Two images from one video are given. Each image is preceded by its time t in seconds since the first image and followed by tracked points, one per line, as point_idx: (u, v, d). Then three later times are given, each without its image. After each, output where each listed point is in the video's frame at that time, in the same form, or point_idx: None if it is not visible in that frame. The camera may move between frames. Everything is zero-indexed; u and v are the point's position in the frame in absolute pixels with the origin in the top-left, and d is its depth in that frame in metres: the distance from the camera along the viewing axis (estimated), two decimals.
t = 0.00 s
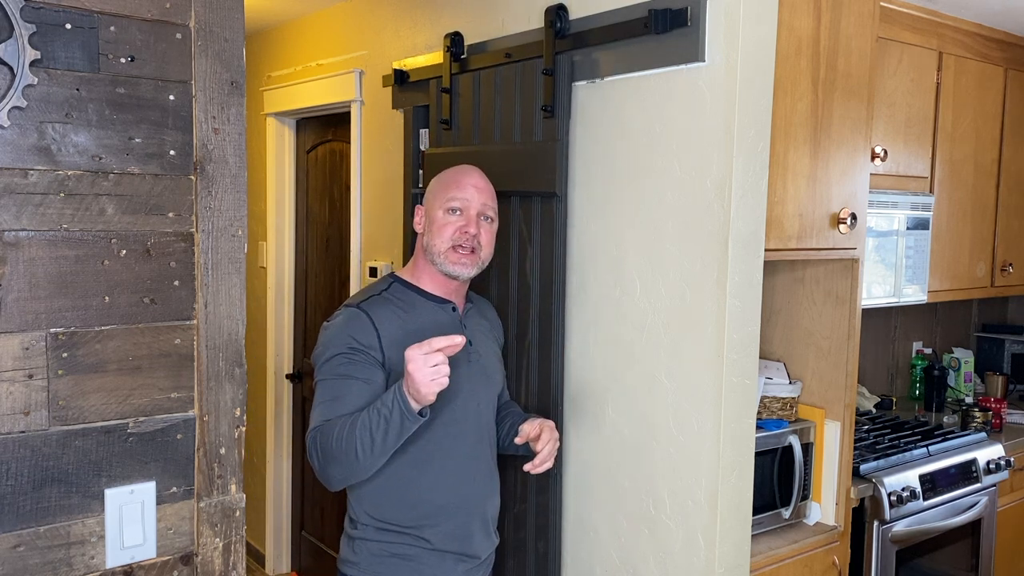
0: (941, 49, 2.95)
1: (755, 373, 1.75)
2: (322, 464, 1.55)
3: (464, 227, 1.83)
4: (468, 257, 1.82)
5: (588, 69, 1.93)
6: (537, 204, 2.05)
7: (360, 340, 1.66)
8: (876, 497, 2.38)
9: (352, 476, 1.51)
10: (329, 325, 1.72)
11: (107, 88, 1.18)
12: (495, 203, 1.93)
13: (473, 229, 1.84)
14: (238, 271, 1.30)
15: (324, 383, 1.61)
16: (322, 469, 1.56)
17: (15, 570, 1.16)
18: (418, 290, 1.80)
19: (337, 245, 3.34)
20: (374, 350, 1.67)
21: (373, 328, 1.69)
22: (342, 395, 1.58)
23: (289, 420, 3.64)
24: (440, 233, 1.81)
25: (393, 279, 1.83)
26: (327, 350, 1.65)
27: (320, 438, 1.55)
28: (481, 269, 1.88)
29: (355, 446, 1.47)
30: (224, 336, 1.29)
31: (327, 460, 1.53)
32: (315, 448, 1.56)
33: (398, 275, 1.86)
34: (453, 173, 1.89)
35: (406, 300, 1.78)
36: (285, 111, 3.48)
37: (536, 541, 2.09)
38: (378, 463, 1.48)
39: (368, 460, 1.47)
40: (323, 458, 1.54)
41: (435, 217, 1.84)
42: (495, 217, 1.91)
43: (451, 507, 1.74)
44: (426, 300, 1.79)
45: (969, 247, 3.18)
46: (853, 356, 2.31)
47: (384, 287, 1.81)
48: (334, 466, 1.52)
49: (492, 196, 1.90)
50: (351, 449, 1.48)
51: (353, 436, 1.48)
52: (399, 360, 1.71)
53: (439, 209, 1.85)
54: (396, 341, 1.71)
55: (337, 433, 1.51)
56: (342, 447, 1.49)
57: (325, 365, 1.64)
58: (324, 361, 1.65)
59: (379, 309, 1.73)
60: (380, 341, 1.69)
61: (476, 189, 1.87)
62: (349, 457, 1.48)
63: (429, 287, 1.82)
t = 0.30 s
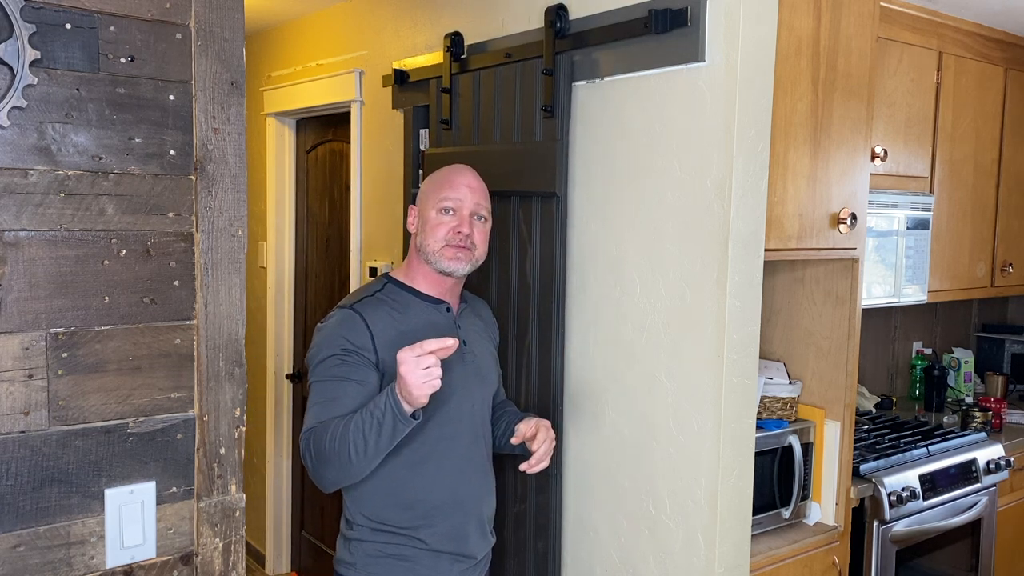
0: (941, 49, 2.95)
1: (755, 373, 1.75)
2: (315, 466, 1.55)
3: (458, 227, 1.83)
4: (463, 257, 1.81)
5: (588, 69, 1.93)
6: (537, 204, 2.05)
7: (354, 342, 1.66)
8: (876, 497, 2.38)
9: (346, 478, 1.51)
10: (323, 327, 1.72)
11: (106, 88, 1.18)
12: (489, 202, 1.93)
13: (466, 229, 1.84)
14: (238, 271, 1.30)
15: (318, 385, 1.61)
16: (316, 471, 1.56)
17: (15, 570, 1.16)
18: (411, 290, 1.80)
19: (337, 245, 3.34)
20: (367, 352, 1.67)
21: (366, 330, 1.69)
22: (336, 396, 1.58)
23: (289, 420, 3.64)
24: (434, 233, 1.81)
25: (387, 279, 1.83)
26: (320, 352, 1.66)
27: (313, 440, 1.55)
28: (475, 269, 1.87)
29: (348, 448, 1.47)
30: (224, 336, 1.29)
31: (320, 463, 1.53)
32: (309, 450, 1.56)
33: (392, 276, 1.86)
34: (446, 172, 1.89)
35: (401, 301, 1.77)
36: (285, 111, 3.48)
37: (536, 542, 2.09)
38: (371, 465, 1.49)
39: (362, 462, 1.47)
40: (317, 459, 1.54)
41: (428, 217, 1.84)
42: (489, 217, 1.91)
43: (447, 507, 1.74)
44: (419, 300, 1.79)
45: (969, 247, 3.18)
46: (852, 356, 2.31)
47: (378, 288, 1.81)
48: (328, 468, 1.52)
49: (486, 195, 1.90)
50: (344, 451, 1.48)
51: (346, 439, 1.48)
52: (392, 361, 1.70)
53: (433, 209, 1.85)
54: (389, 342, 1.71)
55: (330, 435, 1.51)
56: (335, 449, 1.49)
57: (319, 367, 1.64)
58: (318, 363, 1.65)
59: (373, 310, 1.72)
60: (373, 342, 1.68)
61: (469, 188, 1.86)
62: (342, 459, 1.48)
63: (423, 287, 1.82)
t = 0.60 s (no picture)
0: (941, 49, 2.95)
1: (755, 373, 1.75)
2: (313, 468, 1.55)
3: (456, 227, 1.83)
4: (461, 258, 1.81)
5: (588, 69, 1.93)
6: (537, 204, 2.05)
7: (351, 343, 1.66)
8: (876, 497, 2.38)
9: (343, 479, 1.51)
10: (320, 328, 1.72)
11: (106, 88, 1.18)
12: (486, 202, 1.93)
13: (464, 229, 1.84)
14: (238, 271, 1.30)
15: (315, 386, 1.61)
16: (314, 472, 1.56)
17: (15, 570, 1.16)
18: (409, 290, 1.79)
19: (337, 245, 3.34)
20: (365, 353, 1.67)
21: (364, 330, 1.69)
22: (334, 398, 1.58)
23: (289, 420, 3.64)
24: (432, 234, 1.81)
25: (385, 280, 1.82)
26: (318, 353, 1.66)
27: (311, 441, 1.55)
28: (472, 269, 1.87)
29: (345, 449, 1.47)
30: (224, 336, 1.29)
31: (318, 464, 1.53)
32: (306, 451, 1.56)
33: (389, 276, 1.86)
34: (442, 173, 1.89)
35: (399, 301, 1.77)
36: (285, 111, 3.48)
37: (536, 542, 2.09)
38: (368, 467, 1.49)
39: (360, 463, 1.47)
40: (314, 460, 1.54)
41: (426, 218, 1.84)
42: (486, 217, 1.91)
43: (447, 507, 1.74)
44: (416, 300, 1.79)
45: (969, 247, 3.18)
46: (853, 356, 2.31)
47: (375, 288, 1.81)
48: (325, 470, 1.52)
49: (483, 195, 1.90)
50: (342, 453, 1.48)
51: (343, 440, 1.48)
52: (390, 362, 1.70)
53: (431, 210, 1.84)
54: (387, 342, 1.71)
55: (328, 437, 1.51)
56: (333, 451, 1.49)
57: (317, 368, 1.64)
58: (316, 364, 1.65)
59: (370, 311, 1.72)
60: (371, 343, 1.68)
61: (467, 188, 1.87)
62: (340, 461, 1.48)
63: (420, 287, 1.81)
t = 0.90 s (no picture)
0: (941, 49, 2.95)
1: (755, 373, 1.75)
2: (314, 469, 1.55)
3: (455, 227, 1.83)
4: (461, 258, 1.81)
5: (589, 70, 1.94)
6: (537, 204, 2.04)
7: (353, 344, 1.66)
8: (876, 498, 2.38)
9: (345, 482, 1.51)
10: (321, 329, 1.72)
11: (107, 88, 1.18)
12: (485, 202, 1.93)
13: (463, 229, 1.84)
14: (238, 271, 1.30)
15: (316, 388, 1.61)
16: (315, 474, 1.56)
17: (15, 570, 1.16)
18: (408, 290, 1.79)
19: (337, 245, 3.34)
20: (365, 354, 1.67)
21: (364, 332, 1.69)
22: (335, 399, 1.58)
23: (289, 420, 3.64)
24: (433, 234, 1.81)
25: (385, 280, 1.82)
26: (319, 355, 1.66)
27: (312, 442, 1.55)
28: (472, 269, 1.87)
29: (347, 452, 1.47)
30: (224, 336, 1.29)
31: (319, 465, 1.53)
32: (307, 453, 1.56)
33: (388, 276, 1.85)
34: (441, 173, 1.89)
35: (399, 302, 1.77)
36: (285, 111, 3.48)
37: (536, 542, 2.09)
38: (369, 470, 1.49)
39: (362, 466, 1.47)
40: (314, 460, 1.54)
41: (425, 218, 1.84)
42: (486, 217, 1.91)
43: (447, 507, 1.74)
44: (416, 300, 1.79)
45: (969, 247, 3.18)
46: (853, 356, 2.31)
47: (376, 288, 1.81)
48: (327, 472, 1.52)
49: (483, 195, 1.91)
50: (343, 455, 1.48)
51: (345, 443, 1.48)
52: (391, 362, 1.70)
53: (431, 209, 1.84)
54: (387, 342, 1.71)
55: (329, 439, 1.51)
56: (334, 452, 1.50)
57: (317, 369, 1.64)
58: (317, 365, 1.65)
59: (371, 312, 1.72)
60: (371, 345, 1.68)
61: (466, 188, 1.87)
62: (342, 464, 1.49)
63: (420, 287, 1.81)
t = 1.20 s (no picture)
0: (941, 49, 2.95)
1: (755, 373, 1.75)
2: (316, 470, 1.55)
3: (456, 227, 1.83)
4: (462, 258, 1.81)
5: (588, 69, 1.94)
6: (537, 203, 2.04)
7: (355, 345, 1.66)
8: (876, 498, 2.38)
9: (347, 483, 1.51)
10: (322, 330, 1.72)
11: (107, 88, 1.18)
12: (486, 202, 1.93)
13: (465, 229, 1.84)
14: (238, 271, 1.30)
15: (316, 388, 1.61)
16: (316, 475, 1.56)
17: (15, 570, 1.16)
18: (410, 290, 1.79)
19: (337, 245, 3.34)
20: (367, 354, 1.67)
21: (366, 333, 1.69)
22: (337, 400, 1.58)
23: (289, 420, 3.64)
24: (433, 234, 1.81)
25: (386, 280, 1.82)
26: (320, 356, 1.66)
27: (314, 444, 1.55)
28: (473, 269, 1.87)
29: (350, 453, 1.47)
30: (224, 336, 1.29)
31: (320, 466, 1.53)
32: (308, 455, 1.56)
33: (389, 276, 1.85)
34: (442, 173, 1.89)
35: (400, 302, 1.77)
36: (285, 111, 3.48)
37: (536, 542, 2.09)
38: (372, 471, 1.49)
39: (365, 466, 1.47)
40: (316, 462, 1.54)
41: (426, 218, 1.84)
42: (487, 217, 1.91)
43: (448, 507, 1.74)
44: (417, 300, 1.79)
45: (969, 247, 3.18)
46: (853, 356, 2.31)
47: (377, 288, 1.81)
48: (329, 473, 1.52)
49: (484, 195, 1.90)
50: (346, 456, 1.48)
51: (348, 444, 1.48)
52: (392, 362, 1.70)
53: (432, 209, 1.84)
54: (388, 343, 1.71)
55: (332, 440, 1.51)
56: (336, 453, 1.49)
57: (319, 370, 1.64)
58: (319, 366, 1.65)
59: (372, 313, 1.72)
60: (373, 345, 1.68)
61: (467, 188, 1.87)
62: (344, 465, 1.48)
63: (421, 287, 1.81)
